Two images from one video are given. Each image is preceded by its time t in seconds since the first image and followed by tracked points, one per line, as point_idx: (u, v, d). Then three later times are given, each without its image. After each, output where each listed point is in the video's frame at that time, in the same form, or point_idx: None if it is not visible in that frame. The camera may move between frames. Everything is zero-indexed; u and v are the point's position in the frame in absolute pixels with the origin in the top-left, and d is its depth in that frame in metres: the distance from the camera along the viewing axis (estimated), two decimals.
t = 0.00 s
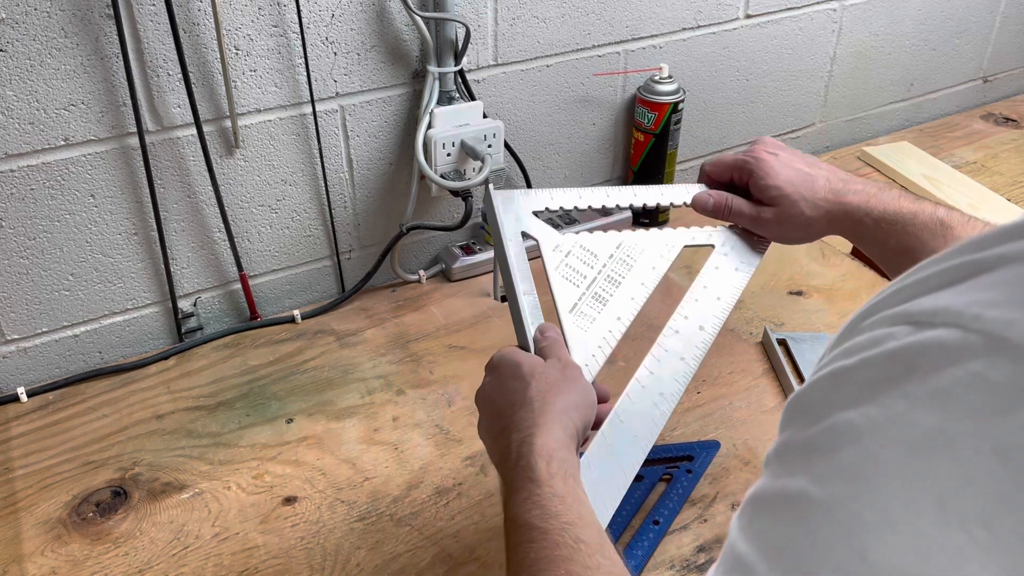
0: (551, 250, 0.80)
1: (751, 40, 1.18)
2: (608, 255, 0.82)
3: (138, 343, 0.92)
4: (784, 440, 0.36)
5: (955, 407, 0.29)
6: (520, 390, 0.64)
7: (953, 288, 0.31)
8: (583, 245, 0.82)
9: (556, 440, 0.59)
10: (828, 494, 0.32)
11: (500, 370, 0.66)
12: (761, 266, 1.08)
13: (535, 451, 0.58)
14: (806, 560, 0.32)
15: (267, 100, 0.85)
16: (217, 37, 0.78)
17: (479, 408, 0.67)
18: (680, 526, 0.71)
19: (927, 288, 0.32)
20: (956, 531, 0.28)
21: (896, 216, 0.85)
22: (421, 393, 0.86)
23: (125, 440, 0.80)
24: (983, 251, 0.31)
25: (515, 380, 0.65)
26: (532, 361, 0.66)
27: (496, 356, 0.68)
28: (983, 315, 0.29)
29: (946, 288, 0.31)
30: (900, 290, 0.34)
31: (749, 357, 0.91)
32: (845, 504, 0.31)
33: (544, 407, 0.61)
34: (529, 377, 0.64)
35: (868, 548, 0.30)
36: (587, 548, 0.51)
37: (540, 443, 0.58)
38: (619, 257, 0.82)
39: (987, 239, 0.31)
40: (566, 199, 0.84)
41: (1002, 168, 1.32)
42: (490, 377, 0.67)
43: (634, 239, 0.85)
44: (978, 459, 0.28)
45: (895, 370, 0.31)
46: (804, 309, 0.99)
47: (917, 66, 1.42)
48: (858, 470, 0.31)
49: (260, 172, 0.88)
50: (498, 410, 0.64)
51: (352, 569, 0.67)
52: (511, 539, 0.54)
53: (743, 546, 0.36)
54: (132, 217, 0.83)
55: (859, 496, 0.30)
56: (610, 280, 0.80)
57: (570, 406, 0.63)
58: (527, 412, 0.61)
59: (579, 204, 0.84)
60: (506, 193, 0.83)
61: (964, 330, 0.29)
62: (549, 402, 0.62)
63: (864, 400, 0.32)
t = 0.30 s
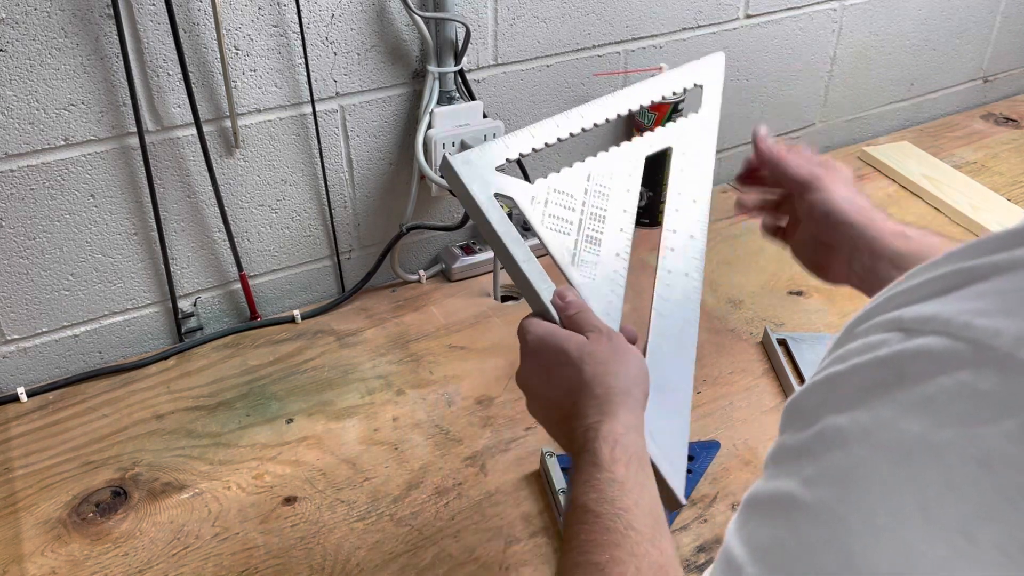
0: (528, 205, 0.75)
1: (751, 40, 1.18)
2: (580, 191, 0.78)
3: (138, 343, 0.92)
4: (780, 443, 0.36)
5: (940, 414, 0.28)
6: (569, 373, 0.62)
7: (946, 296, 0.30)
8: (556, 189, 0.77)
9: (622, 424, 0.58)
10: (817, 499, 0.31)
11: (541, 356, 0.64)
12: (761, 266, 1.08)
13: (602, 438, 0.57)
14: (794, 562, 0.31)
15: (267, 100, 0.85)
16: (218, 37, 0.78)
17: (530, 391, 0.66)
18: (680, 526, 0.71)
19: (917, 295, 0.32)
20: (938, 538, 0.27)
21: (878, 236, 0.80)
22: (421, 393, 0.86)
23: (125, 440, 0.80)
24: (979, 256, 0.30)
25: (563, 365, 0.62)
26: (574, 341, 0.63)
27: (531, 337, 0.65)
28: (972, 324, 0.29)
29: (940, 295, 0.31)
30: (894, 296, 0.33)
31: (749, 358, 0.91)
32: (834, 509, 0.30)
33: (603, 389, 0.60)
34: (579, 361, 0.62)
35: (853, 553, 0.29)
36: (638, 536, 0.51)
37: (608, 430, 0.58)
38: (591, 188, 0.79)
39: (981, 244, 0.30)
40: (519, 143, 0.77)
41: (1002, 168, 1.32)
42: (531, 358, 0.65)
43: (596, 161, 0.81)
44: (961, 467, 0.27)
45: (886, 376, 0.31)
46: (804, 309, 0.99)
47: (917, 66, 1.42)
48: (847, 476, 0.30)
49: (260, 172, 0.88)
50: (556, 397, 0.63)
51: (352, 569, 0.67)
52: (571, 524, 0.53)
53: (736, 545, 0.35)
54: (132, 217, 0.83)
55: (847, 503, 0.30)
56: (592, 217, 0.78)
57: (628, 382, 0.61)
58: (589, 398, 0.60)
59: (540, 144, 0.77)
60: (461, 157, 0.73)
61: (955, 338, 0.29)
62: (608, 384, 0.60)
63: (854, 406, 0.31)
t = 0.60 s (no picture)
0: (571, 154, 0.69)
1: (752, 41, 1.18)
2: (619, 138, 0.73)
3: (138, 343, 0.92)
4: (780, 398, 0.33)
5: (917, 375, 0.27)
6: (650, 335, 0.63)
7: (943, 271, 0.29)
8: (596, 138, 0.72)
9: (710, 384, 0.59)
10: (797, 449, 0.30)
11: (616, 316, 0.64)
12: (761, 266, 1.08)
13: (684, 397, 0.58)
14: (772, 510, 0.30)
15: (267, 100, 0.85)
16: (217, 37, 0.78)
17: (608, 348, 0.67)
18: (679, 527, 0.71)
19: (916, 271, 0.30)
20: (899, 492, 0.27)
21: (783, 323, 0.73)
22: (421, 393, 0.86)
23: (124, 440, 0.80)
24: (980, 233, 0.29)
25: (642, 327, 0.63)
26: (653, 301, 0.62)
27: (603, 296, 0.65)
28: (961, 291, 0.27)
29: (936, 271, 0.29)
30: (896, 270, 0.32)
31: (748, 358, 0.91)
32: (812, 463, 0.29)
33: (689, 351, 0.60)
34: (661, 323, 0.62)
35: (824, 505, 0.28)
36: (690, 492, 0.52)
37: (693, 390, 0.58)
38: (629, 136, 0.74)
39: (986, 223, 0.29)
40: (555, 90, 0.71)
41: (1002, 168, 1.31)
42: (605, 320, 0.66)
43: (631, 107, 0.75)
44: (930, 425, 0.26)
45: (873, 338, 0.29)
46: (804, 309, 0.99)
47: (917, 66, 1.42)
48: (828, 428, 0.29)
49: (260, 172, 0.88)
50: (637, 358, 0.64)
51: (352, 570, 0.67)
52: (638, 468, 0.54)
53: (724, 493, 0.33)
54: (132, 217, 0.83)
55: (823, 454, 0.29)
56: (633, 167, 0.72)
57: (709, 340, 0.61)
58: (673, 360, 0.61)
59: (574, 92, 0.72)
60: (507, 99, 0.68)
61: (941, 303, 0.28)
62: (693, 346, 0.61)
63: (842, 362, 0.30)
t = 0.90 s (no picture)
0: (581, 130, 0.69)
1: (752, 40, 1.18)
2: (626, 111, 0.73)
3: (138, 343, 0.92)
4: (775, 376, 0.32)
5: (905, 353, 0.26)
6: (664, 315, 0.63)
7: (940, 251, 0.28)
8: (605, 112, 0.71)
9: (726, 366, 0.60)
10: (784, 426, 0.29)
11: (630, 295, 0.64)
12: (761, 266, 1.08)
13: (700, 379, 0.59)
14: (759, 487, 0.30)
15: (267, 100, 0.85)
16: (217, 37, 0.78)
17: (617, 326, 0.68)
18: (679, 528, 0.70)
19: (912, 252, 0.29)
20: (880, 469, 0.26)
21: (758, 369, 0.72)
22: (421, 393, 0.86)
23: (124, 440, 0.80)
24: (978, 213, 0.28)
25: (657, 309, 0.63)
26: (669, 283, 0.62)
27: (617, 276, 0.64)
28: (956, 271, 0.26)
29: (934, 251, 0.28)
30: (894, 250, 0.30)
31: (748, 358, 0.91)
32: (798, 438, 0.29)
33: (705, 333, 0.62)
34: (676, 304, 0.62)
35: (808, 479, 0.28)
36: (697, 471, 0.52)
37: (708, 372, 0.59)
38: (637, 108, 0.74)
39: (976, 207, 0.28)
40: (561, 65, 0.71)
41: (1002, 168, 1.31)
42: (617, 299, 0.66)
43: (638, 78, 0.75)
44: (915, 404, 0.26)
45: (865, 316, 0.28)
46: (804, 308, 0.99)
47: (917, 66, 1.42)
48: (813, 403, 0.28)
49: (260, 172, 0.88)
50: (648, 337, 0.65)
51: (352, 570, 0.66)
52: (646, 448, 0.55)
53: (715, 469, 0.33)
54: (132, 217, 0.83)
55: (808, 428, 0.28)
56: (642, 140, 0.73)
57: (724, 321, 0.62)
58: (688, 341, 0.62)
59: (582, 65, 0.72)
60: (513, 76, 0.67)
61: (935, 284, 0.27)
62: (708, 328, 0.62)
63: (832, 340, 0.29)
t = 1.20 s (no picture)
0: (569, 141, 0.69)
1: (752, 40, 1.18)
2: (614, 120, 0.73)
3: (138, 343, 0.92)
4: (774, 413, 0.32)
5: (915, 409, 0.26)
6: (654, 320, 0.62)
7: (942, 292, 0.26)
8: (592, 122, 0.72)
9: (714, 372, 0.59)
10: (790, 476, 0.29)
11: (620, 300, 0.64)
12: (761, 266, 1.08)
13: (688, 385, 0.58)
14: (765, 537, 0.30)
15: (267, 100, 0.85)
16: (217, 37, 0.78)
17: (609, 334, 0.67)
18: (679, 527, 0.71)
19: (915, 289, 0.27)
20: (896, 528, 0.26)
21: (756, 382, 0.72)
22: (421, 393, 0.86)
23: (124, 440, 0.80)
24: (977, 252, 0.26)
25: (645, 310, 0.62)
26: (658, 287, 0.62)
27: (607, 280, 0.65)
28: (959, 319, 0.25)
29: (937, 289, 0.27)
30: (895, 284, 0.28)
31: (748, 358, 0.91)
32: (804, 491, 0.28)
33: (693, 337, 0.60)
34: (664, 308, 0.62)
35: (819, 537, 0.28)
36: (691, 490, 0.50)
37: (697, 378, 0.58)
38: (625, 116, 0.74)
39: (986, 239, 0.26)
40: (545, 78, 0.71)
41: (1002, 168, 1.31)
42: (609, 305, 0.66)
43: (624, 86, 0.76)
44: (927, 463, 0.25)
45: (868, 364, 0.27)
46: (804, 308, 0.99)
47: (917, 66, 1.42)
48: (821, 455, 0.28)
49: (260, 172, 0.88)
50: (638, 343, 0.64)
51: (352, 569, 0.66)
52: (638, 467, 0.53)
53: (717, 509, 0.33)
54: (132, 217, 0.83)
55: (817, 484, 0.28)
56: (632, 147, 0.73)
57: (716, 326, 0.62)
58: (677, 345, 0.61)
59: (567, 76, 0.72)
60: (495, 93, 0.68)
61: (938, 331, 0.26)
62: (697, 332, 0.61)
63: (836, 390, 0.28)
